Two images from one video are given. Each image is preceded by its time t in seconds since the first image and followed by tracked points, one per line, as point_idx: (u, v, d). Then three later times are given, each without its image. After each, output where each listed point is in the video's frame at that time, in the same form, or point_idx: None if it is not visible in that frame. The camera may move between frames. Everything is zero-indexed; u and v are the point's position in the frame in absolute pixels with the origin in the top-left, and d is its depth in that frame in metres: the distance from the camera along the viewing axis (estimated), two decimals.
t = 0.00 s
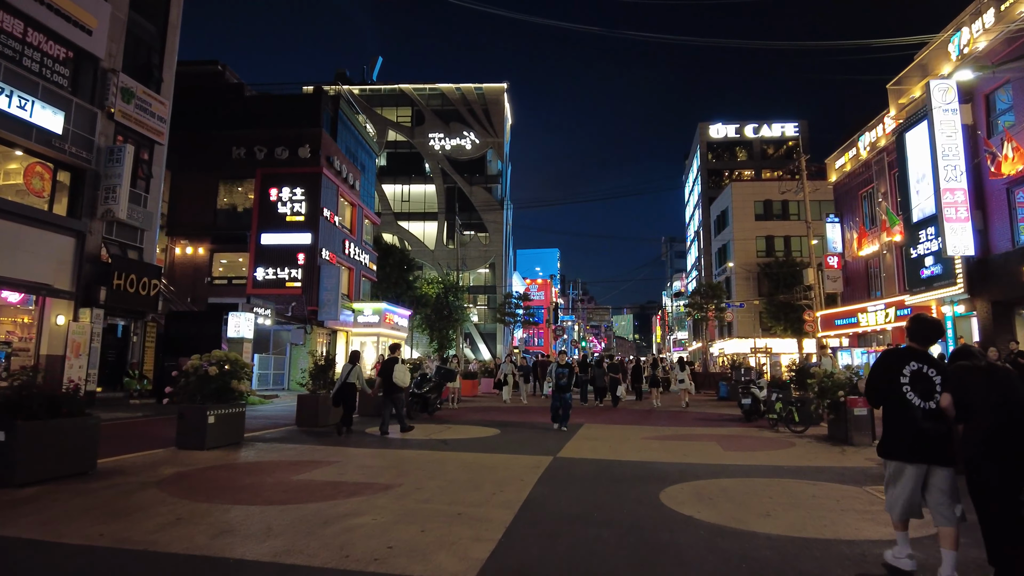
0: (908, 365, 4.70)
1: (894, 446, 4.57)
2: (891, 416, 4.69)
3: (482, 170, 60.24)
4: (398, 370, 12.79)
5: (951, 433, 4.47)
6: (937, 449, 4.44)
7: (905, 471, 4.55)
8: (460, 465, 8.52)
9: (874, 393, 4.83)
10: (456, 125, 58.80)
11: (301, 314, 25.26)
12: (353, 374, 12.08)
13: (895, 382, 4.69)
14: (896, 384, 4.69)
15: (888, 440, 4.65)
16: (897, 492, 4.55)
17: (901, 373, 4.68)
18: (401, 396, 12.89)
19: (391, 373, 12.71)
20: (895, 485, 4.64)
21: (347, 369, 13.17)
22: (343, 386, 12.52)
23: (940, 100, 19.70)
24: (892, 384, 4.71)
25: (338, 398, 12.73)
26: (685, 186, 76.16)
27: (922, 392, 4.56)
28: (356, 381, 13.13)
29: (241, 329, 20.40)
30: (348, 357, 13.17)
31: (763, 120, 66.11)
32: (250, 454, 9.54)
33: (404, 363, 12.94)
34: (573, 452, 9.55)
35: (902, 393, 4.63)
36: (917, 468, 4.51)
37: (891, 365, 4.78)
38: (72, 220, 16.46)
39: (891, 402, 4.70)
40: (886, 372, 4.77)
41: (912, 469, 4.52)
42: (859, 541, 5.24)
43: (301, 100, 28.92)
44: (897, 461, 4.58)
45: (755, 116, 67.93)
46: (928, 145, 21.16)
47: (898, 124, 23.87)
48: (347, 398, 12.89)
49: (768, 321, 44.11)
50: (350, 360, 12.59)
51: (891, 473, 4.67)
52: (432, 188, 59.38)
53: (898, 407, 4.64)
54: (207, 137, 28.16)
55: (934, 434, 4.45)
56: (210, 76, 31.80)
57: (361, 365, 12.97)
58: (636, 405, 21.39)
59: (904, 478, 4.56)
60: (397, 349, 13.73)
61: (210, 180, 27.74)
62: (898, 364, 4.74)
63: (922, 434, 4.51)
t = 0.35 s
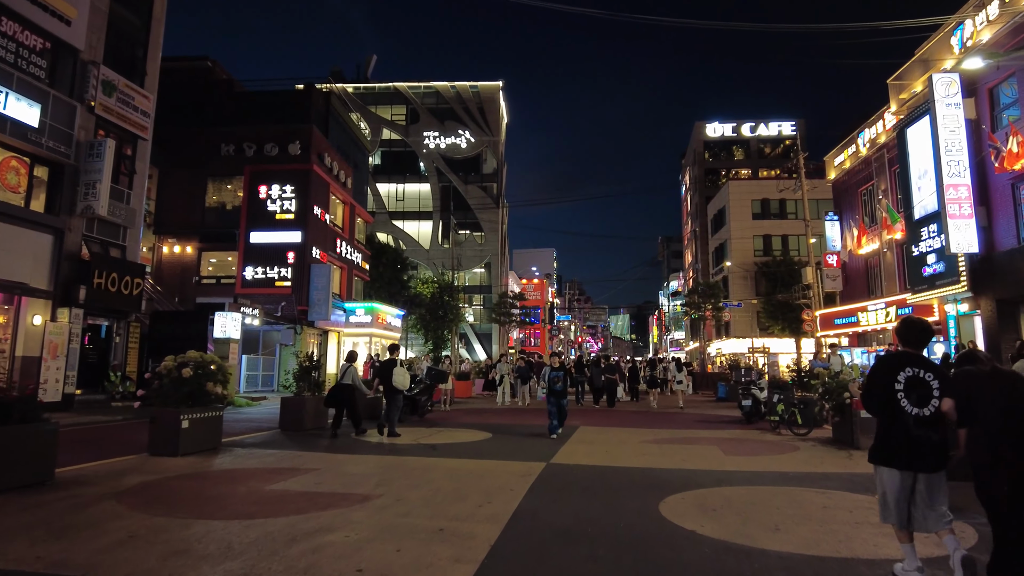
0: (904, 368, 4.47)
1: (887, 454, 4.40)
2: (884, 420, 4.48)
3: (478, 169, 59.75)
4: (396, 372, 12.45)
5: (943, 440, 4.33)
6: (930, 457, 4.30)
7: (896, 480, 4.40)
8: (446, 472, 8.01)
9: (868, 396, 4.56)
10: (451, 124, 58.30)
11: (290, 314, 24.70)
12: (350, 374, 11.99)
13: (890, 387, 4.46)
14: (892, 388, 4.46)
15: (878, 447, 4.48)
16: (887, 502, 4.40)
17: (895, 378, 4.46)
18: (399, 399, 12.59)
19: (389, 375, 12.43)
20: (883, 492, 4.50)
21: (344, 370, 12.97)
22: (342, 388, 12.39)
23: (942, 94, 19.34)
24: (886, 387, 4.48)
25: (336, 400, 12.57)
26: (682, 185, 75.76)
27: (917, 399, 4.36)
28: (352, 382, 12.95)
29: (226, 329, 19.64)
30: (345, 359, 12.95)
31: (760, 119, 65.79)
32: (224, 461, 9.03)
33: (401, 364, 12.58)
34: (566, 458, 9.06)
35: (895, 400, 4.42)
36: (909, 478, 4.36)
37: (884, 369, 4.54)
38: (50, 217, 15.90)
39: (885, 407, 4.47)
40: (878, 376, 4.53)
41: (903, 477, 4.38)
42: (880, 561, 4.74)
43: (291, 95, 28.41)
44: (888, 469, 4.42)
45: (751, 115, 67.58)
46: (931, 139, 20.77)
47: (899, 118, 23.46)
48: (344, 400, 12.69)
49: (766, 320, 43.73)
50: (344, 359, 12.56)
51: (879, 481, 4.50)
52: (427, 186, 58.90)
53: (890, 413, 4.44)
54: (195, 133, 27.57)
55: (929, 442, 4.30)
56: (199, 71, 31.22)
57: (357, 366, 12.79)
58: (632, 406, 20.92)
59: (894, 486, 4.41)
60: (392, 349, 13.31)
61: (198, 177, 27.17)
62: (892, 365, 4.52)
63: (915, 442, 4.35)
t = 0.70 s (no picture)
0: (908, 363, 4.43)
1: (895, 449, 4.33)
2: (888, 415, 4.43)
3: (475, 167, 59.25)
4: (395, 372, 12.10)
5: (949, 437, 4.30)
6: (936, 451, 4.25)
7: (902, 477, 4.33)
8: (436, 477, 7.54)
9: (871, 391, 4.50)
10: (448, 121, 57.82)
11: (283, 312, 24.19)
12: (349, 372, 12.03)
13: (897, 382, 4.41)
14: (896, 383, 4.42)
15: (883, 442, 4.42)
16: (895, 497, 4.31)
17: (901, 372, 4.41)
18: (398, 399, 12.19)
19: (388, 374, 12.14)
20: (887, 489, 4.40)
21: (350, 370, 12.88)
22: (345, 387, 12.36)
23: (947, 87, 18.91)
24: (890, 382, 4.44)
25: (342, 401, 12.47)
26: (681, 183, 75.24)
27: (923, 393, 4.34)
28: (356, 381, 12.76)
29: (215, 326, 19.17)
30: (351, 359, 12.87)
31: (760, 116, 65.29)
32: (202, 464, 8.56)
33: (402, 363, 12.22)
34: (562, 461, 8.58)
35: (902, 394, 4.37)
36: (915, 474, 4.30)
37: (888, 364, 4.49)
38: (31, 211, 15.38)
39: (890, 401, 4.42)
40: (883, 371, 4.49)
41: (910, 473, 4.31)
42: None
43: (284, 90, 27.90)
44: (893, 466, 4.36)
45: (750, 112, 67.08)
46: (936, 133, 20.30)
47: (904, 111, 23.02)
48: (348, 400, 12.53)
49: (766, 319, 43.26)
50: (349, 358, 12.49)
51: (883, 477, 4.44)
52: (424, 184, 58.43)
53: (897, 408, 4.39)
54: (185, 128, 27.05)
55: (935, 437, 4.26)
56: (190, 65, 30.71)
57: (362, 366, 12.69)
58: (631, 406, 20.45)
59: (900, 482, 4.34)
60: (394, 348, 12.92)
61: (188, 172, 26.66)
62: (895, 360, 4.47)
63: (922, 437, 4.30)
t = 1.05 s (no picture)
0: (903, 360, 4.20)
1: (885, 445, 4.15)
2: (882, 413, 4.24)
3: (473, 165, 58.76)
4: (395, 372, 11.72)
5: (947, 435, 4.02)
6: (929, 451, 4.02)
7: (893, 473, 4.13)
8: (423, 485, 7.03)
9: (865, 387, 4.33)
10: (445, 119, 57.32)
11: (274, 311, 23.68)
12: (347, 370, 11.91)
13: (889, 379, 4.21)
14: (890, 380, 4.21)
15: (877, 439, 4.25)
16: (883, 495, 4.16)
17: (895, 368, 4.20)
18: (398, 400, 11.77)
19: (387, 374, 11.76)
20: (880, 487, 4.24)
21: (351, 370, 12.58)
22: (343, 387, 12.11)
23: (954, 80, 18.52)
24: (883, 378, 4.24)
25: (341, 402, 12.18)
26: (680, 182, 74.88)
27: (916, 390, 4.09)
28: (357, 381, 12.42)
29: (204, 326, 18.69)
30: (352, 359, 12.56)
31: (759, 115, 64.91)
32: (175, 470, 8.05)
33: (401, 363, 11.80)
34: (558, 467, 8.09)
35: (893, 391, 4.16)
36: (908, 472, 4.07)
37: (883, 360, 4.28)
38: (9, 205, 14.85)
39: (884, 399, 4.23)
40: (876, 368, 4.30)
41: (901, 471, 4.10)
42: None
43: (277, 84, 27.37)
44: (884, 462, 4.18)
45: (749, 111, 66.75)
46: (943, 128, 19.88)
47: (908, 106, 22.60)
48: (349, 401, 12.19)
49: (766, 319, 42.85)
50: (349, 358, 12.29)
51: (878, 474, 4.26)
52: (421, 182, 57.96)
53: (889, 405, 4.19)
54: (176, 123, 26.52)
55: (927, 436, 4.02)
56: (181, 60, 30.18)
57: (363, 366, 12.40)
58: (630, 407, 19.99)
59: (892, 479, 4.14)
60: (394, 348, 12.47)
61: (179, 168, 26.13)
62: (891, 356, 4.26)
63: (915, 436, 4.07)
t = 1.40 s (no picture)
0: (892, 363, 4.10)
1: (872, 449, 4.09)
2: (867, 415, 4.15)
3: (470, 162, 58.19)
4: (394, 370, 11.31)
5: (933, 438, 4.00)
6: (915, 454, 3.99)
7: (879, 476, 4.09)
8: (405, 492, 6.56)
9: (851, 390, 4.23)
10: (442, 115, 56.78)
11: (265, 308, 23.15)
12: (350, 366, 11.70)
13: (876, 383, 4.11)
14: (877, 383, 4.10)
15: (861, 441, 4.18)
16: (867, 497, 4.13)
17: (883, 372, 4.10)
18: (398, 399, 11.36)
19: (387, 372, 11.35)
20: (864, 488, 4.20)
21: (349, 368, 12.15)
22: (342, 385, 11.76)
23: (961, 72, 17.98)
24: (870, 382, 4.14)
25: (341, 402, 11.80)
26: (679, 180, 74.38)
27: (903, 394, 4.01)
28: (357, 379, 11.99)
29: (191, 324, 18.15)
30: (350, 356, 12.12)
31: (758, 112, 64.40)
32: (144, 475, 7.54)
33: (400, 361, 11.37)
34: (553, 474, 7.61)
35: (881, 395, 4.07)
36: (891, 476, 4.06)
37: (871, 363, 4.17)
38: None
39: (869, 402, 4.13)
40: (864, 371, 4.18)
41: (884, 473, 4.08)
42: None
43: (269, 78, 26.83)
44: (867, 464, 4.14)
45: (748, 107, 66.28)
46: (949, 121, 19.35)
47: (912, 99, 22.09)
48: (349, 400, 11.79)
49: (766, 317, 42.32)
50: (347, 354, 11.85)
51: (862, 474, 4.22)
52: (418, 179, 57.41)
53: (876, 409, 4.10)
54: (165, 117, 25.96)
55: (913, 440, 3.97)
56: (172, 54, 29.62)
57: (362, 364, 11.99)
58: (628, 406, 19.48)
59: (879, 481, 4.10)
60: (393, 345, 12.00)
61: (168, 163, 25.58)
62: (878, 359, 4.15)
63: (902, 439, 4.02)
